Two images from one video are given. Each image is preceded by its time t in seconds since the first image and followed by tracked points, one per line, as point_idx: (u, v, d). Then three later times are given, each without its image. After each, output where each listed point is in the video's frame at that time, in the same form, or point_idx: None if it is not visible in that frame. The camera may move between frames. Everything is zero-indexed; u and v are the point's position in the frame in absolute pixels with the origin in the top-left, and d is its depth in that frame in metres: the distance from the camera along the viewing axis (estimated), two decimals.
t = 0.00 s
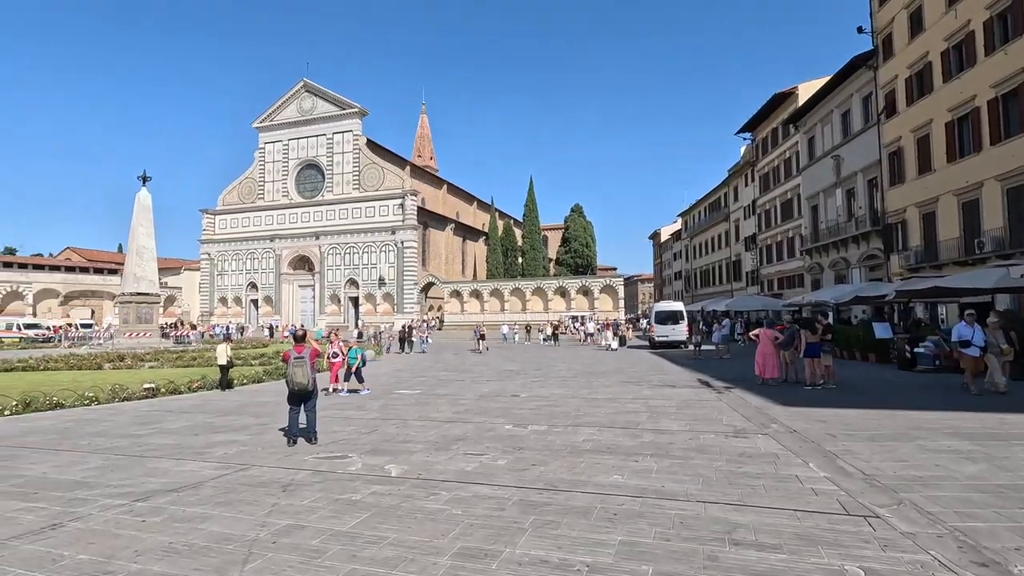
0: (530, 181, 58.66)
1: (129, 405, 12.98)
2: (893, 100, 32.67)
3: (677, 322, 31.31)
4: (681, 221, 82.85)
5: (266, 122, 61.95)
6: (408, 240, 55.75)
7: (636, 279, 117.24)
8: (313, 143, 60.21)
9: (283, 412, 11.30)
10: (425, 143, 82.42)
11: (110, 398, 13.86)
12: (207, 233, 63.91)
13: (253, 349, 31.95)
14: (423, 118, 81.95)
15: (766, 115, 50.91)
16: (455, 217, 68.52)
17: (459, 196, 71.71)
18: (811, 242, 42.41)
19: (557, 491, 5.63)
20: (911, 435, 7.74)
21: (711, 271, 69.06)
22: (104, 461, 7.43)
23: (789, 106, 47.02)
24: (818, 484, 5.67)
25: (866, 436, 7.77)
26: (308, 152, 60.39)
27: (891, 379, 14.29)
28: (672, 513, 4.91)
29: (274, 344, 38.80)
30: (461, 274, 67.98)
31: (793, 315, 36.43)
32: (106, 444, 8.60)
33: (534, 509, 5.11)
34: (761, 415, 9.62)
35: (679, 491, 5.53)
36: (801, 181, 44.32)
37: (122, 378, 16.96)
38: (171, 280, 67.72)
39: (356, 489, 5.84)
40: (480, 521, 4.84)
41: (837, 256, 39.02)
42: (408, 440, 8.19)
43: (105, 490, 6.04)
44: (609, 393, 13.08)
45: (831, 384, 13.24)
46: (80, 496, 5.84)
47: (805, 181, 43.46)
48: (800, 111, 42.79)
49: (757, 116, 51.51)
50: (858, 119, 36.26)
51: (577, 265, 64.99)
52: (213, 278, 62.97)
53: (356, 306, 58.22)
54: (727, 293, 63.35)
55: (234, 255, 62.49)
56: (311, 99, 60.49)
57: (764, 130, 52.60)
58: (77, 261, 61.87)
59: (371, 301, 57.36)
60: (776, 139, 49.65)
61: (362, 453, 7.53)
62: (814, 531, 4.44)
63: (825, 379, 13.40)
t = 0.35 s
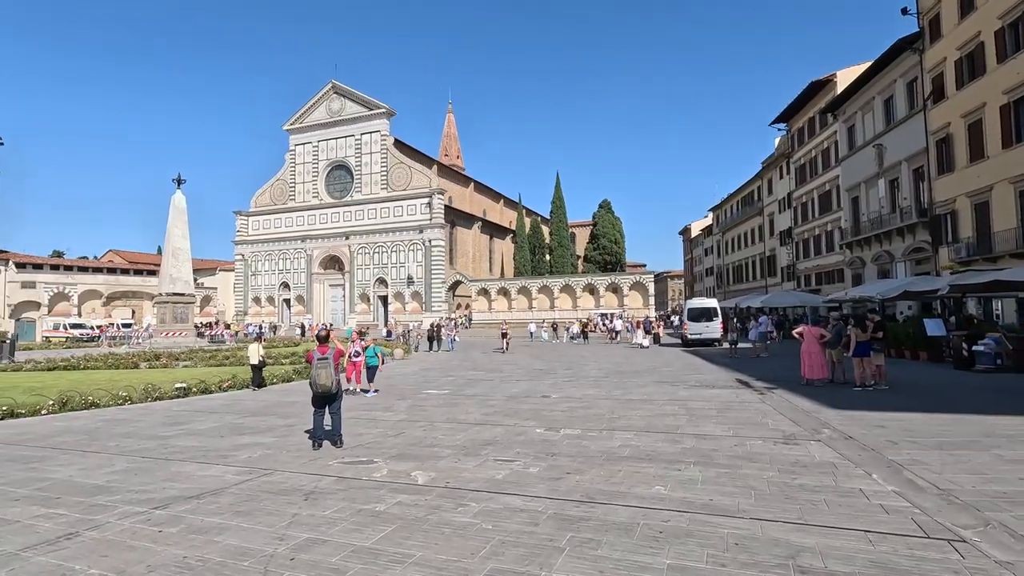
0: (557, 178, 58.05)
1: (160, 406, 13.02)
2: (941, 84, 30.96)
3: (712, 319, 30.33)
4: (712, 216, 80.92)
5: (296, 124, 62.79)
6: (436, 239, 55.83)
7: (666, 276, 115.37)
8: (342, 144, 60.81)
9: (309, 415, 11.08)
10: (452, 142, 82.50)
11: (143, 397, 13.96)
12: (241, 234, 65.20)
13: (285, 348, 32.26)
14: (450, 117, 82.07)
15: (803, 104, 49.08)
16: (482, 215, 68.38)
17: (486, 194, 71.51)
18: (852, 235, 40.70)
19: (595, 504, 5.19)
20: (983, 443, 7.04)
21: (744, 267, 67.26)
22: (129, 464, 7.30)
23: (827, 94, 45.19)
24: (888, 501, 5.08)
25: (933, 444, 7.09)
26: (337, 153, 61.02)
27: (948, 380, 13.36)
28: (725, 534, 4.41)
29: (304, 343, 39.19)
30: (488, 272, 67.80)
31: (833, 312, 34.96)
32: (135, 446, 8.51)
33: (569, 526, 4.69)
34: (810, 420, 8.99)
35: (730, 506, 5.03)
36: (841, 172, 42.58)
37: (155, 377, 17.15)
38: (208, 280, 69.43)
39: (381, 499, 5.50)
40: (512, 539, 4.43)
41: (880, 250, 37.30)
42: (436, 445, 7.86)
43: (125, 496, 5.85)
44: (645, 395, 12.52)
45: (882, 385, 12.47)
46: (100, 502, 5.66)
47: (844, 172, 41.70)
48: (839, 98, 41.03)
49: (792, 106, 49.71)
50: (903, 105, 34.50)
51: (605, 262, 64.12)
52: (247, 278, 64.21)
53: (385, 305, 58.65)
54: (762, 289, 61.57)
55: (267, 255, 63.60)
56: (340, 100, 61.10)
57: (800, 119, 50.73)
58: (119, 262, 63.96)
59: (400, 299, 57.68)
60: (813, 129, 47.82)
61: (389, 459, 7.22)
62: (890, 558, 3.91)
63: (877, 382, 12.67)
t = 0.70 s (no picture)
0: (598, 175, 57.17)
1: (210, 405, 13.22)
2: (1018, 62, 28.56)
3: (765, 318, 28.97)
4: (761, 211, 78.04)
5: (341, 129, 64.13)
6: (477, 239, 55.92)
7: (712, 274, 112.27)
8: (385, 148, 61.70)
9: (354, 416, 10.96)
10: (493, 143, 82.64)
11: (196, 396, 14.27)
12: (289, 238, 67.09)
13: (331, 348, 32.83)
14: (490, 117, 82.10)
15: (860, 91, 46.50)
16: (523, 215, 68.10)
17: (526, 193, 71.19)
18: (917, 228, 38.19)
19: (659, 521, 4.71)
20: None
21: (796, 264, 64.45)
22: (177, 465, 7.27)
23: (886, 79, 42.64)
24: (1006, 526, 4.38)
25: None
26: (379, 156, 61.97)
27: None
28: (813, 561, 3.86)
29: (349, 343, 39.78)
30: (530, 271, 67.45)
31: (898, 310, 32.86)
32: (183, 446, 8.53)
33: (633, 544, 4.23)
34: (890, 427, 8.18)
35: (815, 527, 4.45)
36: (903, 162, 40.05)
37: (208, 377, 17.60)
38: (258, 283, 71.77)
39: (427, 509, 5.18)
40: (569, 560, 4.01)
41: (949, 243, 34.83)
42: (482, 449, 7.53)
43: (170, 499, 5.74)
44: (700, 397, 11.85)
45: (966, 389, 11.39)
46: (145, 505, 5.56)
47: (908, 161, 39.22)
48: (901, 83, 38.60)
49: (848, 94, 47.17)
50: (974, 88, 32.09)
51: (649, 261, 62.72)
52: (295, 280, 66.03)
53: (427, 305, 59.12)
54: (816, 286, 58.81)
55: (314, 258, 65.19)
56: (382, 104, 62.00)
57: (857, 107, 48.10)
58: (179, 266, 66.94)
59: (442, 300, 58.04)
60: (872, 117, 45.22)
61: (434, 464, 6.92)
62: None
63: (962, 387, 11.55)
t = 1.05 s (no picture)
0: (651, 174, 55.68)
1: (269, 406, 13.46)
2: None
3: (835, 320, 27.16)
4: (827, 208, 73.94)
5: (394, 135, 65.42)
6: (527, 241, 55.64)
7: (772, 274, 107.65)
8: (436, 152, 62.47)
9: (408, 420, 10.78)
10: (543, 144, 82.27)
11: (257, 396, 14.57)
12: (346, 242, 68.99)
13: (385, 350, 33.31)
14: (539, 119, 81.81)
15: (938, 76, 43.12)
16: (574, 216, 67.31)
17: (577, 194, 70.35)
18: (1007, 222, 34.92)
19: (746, 551, 4.15)
20: None
21: (866, 262, 60.57)
22: (234, 468, 7.25)
23: (970, 62, 39.30)
24: None
25: None
26: (431, 161, 62.80)
27: None
28: None
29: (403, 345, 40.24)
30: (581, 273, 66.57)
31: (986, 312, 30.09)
32: (241, 448, 8.55)
33: None
34: (1002, 445, 7.19)
35: (937, 567, 3.79)
36: (991, 150, 36.75)
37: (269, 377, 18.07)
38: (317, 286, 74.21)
39: (484, 525, 4.83)
40: None
41: None
42: (541, 459, 7.11)
43: (225, 505, 5.64)
44: (772, 406, 10.99)
45: None
46: (200, 510, 5.49)
47: (996, 150, 35.95)
48: (987, 65, 35.46)
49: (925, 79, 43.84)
50: None
51: (705, 260, 60.55)
52: (351, 283, 67.87)
53: (479, 307, 59.32)
54: (889, 287, 55.02)
55: (369, 261, 66.76)
56: (434, 109, 62.77)
57: (935, 93, 44.63)
58: (244, 270, 70.11)
59: (493, 301, 58.09)
60: (953, 103, 41.84)
61: (490, 474, 6.56)
62: None
63: None
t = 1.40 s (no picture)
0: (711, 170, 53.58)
1: (330, 408, 13.60)
2: None
3: (921, 321, 25.00)
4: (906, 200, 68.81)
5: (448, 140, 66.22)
6: (583, 241, 54.83)
7: (843, 272, 101.62)
8: (490, 155, 62.76)
9: (466, 425, 10.53)
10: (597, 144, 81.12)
11: (319, 398, 14.80)
12: (403, 247, 70.43)
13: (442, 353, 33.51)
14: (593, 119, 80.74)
15: None
16: (630, 216, 65.87)
17: (632, 193, 68.82)
18: None
19: None
20: None
21: (953, 257, 55.80)
22: (295, 472, 7.19)
23: None
24: None
25: None
26: (485, 164, 63.14)
27: None
28: None
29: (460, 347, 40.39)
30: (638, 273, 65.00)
31: None
32: (301, 451, 8.54)
33: None
34: None
35: None
36: None
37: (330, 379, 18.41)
38: (376, 290, 76.14)
39: (551, 544, 4.44)
40: None
41: None
42: (608, 470, 6.63)
43: (284, 511, 5.52)
44: (859, 414, 10.00)
45: None
46: (260, 516, 5.38)
47: None
48: None
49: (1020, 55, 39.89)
50: None
51: (770, 259, 57.65)
52: (409, 287, 69.21)
53: (534, 309, 58.96)
54: (980, 283, 50.41)
55: (426, 265, 67.82)
56: (487, 112, 63.10)
57: None
58: (308, 275, 72.87)
59: (548, 303, 57.59)
60: None
61: (554, 485, 6.14)
62: None
63: None
